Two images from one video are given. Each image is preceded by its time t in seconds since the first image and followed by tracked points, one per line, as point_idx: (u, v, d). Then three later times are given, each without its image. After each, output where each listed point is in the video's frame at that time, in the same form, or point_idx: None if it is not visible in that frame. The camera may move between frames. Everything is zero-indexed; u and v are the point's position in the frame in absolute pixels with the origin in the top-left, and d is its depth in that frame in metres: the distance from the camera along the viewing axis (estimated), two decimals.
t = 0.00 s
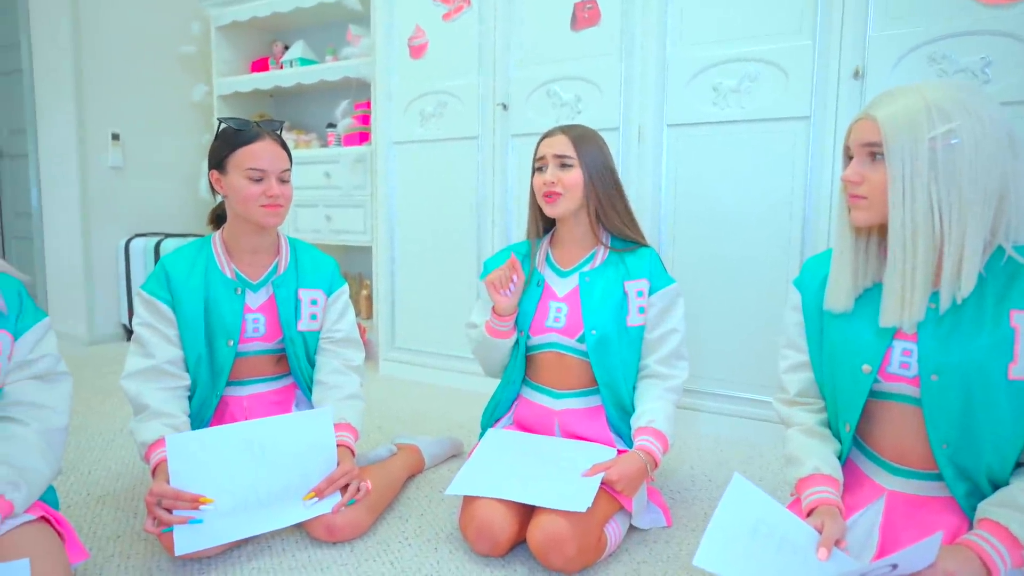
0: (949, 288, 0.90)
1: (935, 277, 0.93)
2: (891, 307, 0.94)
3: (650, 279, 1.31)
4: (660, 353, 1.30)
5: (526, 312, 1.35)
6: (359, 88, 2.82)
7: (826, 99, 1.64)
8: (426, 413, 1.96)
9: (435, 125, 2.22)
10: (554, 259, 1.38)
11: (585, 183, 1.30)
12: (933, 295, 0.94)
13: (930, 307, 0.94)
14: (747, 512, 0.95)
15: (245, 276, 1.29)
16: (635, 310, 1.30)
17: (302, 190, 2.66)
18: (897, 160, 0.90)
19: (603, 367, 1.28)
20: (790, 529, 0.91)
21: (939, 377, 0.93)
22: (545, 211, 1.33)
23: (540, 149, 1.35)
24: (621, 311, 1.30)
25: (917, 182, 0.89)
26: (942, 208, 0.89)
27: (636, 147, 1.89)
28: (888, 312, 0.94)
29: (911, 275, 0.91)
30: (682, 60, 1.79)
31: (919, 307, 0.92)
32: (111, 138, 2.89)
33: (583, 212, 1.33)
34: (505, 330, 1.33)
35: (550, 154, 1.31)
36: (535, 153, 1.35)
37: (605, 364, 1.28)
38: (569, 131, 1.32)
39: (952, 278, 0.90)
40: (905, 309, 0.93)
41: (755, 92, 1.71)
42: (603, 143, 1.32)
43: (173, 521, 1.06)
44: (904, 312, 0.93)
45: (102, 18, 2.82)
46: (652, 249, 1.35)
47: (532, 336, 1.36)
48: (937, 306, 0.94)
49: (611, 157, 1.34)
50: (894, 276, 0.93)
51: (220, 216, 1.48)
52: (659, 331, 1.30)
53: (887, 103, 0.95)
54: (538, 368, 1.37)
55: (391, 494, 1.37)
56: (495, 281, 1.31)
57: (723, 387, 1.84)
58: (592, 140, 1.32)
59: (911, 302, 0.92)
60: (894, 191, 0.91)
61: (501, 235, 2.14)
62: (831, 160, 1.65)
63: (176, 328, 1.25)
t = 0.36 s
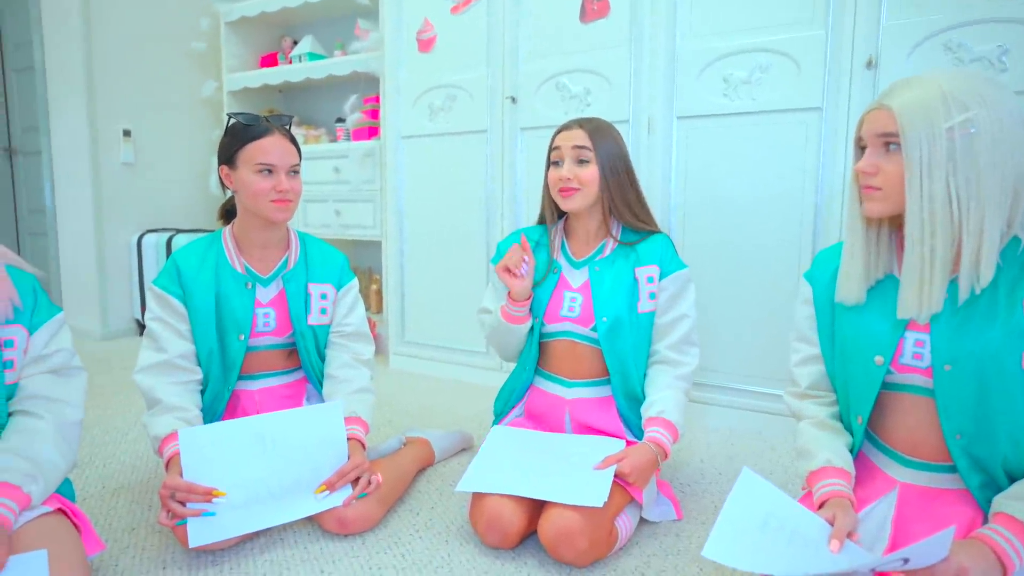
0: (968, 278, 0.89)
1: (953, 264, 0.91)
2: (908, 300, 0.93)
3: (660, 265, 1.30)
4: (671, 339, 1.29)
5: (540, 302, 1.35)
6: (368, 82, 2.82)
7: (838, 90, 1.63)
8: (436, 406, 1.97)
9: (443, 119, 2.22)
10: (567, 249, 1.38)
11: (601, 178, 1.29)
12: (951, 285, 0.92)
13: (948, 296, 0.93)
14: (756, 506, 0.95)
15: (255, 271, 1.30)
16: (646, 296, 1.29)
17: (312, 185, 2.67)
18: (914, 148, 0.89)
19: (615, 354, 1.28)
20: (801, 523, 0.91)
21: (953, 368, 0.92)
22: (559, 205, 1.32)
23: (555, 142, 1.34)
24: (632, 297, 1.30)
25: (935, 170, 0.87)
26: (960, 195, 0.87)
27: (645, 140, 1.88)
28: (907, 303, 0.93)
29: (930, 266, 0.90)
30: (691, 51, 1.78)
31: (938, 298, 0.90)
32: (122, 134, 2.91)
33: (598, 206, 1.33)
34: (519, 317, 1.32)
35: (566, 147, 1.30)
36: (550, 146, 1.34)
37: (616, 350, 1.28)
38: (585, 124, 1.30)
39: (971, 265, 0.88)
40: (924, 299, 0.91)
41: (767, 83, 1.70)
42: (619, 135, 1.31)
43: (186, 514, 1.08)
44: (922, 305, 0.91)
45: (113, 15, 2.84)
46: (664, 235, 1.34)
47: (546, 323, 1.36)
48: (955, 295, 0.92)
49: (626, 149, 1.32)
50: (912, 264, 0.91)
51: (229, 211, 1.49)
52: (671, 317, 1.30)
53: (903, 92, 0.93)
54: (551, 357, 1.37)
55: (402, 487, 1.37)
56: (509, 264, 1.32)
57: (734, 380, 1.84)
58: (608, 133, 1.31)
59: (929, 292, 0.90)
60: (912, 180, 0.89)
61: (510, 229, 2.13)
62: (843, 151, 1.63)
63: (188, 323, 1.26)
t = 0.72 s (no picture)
0: (994, 269, 0.87)
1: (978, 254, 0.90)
2: (933, 292, 0.91)
3: (668, 261, 1.30)
4: (679, 336, 1.29)
5: (546, 298, 1.34)
6: (374, 78, 2.82)
7: (847, 81, 1.61)
8: (444, 401, 1.97)
9: (449, 114, 2.22)
10: (574, 244, 1.38)
11: (609, 175, 1.29)
12: (975, 275, 0.90)
13: (973, 286, 0.92)
14: (762, 500, 0.95)
15: (263, 267, 1.31)
16: (653, 293, 1.29)
17: (319, 181, 2.67)
18: (943, 138, 0.87)
19: (622, 351, 1.28)
20: (810, 515, 0.90)
21: (963, 358, 0.91)
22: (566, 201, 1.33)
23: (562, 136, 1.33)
24: (639, 293, 1.29)
25: (965, 159, 0.86)
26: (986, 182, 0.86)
27: (652, 133, 1.87)
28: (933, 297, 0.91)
29: (957, 257, 0.88)
30: (698, 44, 1.77)
31: (966, 285, 0.88)
32: (131, 131, 2.92)
33: (605, 202, 1.33)
34: (524, 314, 1.32)
35: (575, 143, 1.29)
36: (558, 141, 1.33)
37: (623, 348, 1.27)
38: (594, 119, 1.29)
39: (997, 255, 0.87)
40: (951, 291, 0.89)
41: (775, 75, 1.68)
42: (627, 128, 1.30)
43: (196, 508, 1.08)
44: (948, 297, 0.89)
45: (121, 13, 2.85)
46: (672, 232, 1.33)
47: (552, 320, 1.35)
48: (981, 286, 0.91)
49: (633, 142, 1.31)
50: (939, 254, 0.89)
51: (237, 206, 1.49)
52: (679, 313, 1.29)
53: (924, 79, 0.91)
54: (558, 353, 1.37)
55: (411, 481, 1.38)
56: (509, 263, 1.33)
57: (743, 373, 1.83)
58: (617, 128, 1.30)
59: (957, 283, 0.89)
60: (940, 171, 0.87)
61: (517, 223, 2.13)
62: (853, 142, 1.61)
63: (196, 319, 1.27)
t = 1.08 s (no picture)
0: (1014, 264, 0.87)
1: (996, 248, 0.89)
2: (955, 285, 0.90)
3: (674, 257, 1.30)
4: (680, 326, 1.28)
5: (556, 297, 1.33)
6: (380, 76, 2.83)
7: (855, 76, 1.60)
8: (450, 399, 1.98)
9: (455, 112, 2.22)
10: (582, 243, 1.35)
11: (622, 172, 1.28)
12: (997, 268, 0.90)
13: (994, 279, 0.91)
14: (770, 494, 0.95)
15: (270, 265, 1.31)
16: (660, 288, 1.29)
17: (326, 180, 2.68)
18: (962, 130, 0.86)
19: (633, 344, 1.28)
20: (819, 511, 0.90)
21: (977, 354, 0.91)
22: (578, 200, 1.31)
23: (568, 133, 1.31)
24: (648, 288, 1.29)
25: (985, 149, 0.85)
26: (1004, 170, 0.85)
27: (658, 130, 1.86)
28: (952, 290, 0.90)
29: (977, 250, 0.87)
30: (704, 39, 1.76)
31: (987, 280, 0.87)
32: (139, 131, 2.94)
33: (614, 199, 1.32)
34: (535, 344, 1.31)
35: (589, 141, 1.28)
36: (564, 138, 1.31)
37: (635, 341, 1.27)
38: (602, 116, 1.29)
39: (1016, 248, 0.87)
40: (972, 285, 0.88)
41: (781, 70, 1.67)
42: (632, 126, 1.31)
43: (205, 505, 1.09)
44: (970, 291, 0.88)
45: (129, 14, 2.87)
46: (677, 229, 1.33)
47: (564, 319, 1.34)
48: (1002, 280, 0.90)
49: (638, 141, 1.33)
50: (959, 248, 0.88)
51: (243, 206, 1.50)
52: (682, 307, 1.29)
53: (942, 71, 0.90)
54: (570, 350, 1.36)
55: (418, 478, 1.38)
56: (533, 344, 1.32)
57: (750, 370, 1.82)
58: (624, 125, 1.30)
59: (978, 278, 0.87)
60: (959, 164, 0.86)
61: (523, 220, 2.13)
62: (860, 137, 1.60)
63: (204, 317, 1.28)
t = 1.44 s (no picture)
0: (1001, 267, 0.87)
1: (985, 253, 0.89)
2: (940, 284, 0.90)
3: (680, 258, 1.31)
4: (688, 326, 1.29)
5: (573, 303, 1.31)
6: (385, 81, 2.84)
7: (860, 76, 1.59)
8: (456, 402, 1.97)
9: (460, 116, 2.23)
10: (590, 246, 1.34)
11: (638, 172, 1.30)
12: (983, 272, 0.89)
13: (981, 283, 0.91)
14: (776, 496, 0.94)
15: (275, 270, 1.32)
16: (668, 288, 1.29)
17: (332, 184, 2.69)
18: (948, 133, 0.86)
19: (648, 343, 1.28)
20: (827, 513, 0.89)
21: (985, 355, 0.90)
22: (595, 200, 1.28)
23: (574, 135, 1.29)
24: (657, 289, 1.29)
25: (970, 154, 0.85)
26: (992, 174, 0.85)
27: (663, 131, 1.86)
28: (935, 290, 0.91)
29: (961, 251, 0.87)
30: (708, 41, 1.76)
31: (971, 280, 0.87)
32: (146, 137, 2.96)
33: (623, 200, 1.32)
34: (562, 391, 1.19)
35: (607, 140, 1.27)
36: (575, 140, 1.28)
37: (651, 341, 1.28)
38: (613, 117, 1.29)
39: (1004, 253, 0.86)
40: (955, 286, 0.89)
41: (786, 71, 1.67)
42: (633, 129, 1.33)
43: (211, 510, 1.09)
44: (953, 291, 0.89)
45: (137, 22, 2.90)
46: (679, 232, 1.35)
47: (580, 326, 1.32)
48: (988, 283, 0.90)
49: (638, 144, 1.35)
50: (943, 249, 0.89)
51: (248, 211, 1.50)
52: (689, 306, 1.30)
53: (936, 74, 0.90)
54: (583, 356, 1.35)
55: (423, 482, 1.38)
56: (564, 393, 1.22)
57: (757, 372, 1.81)
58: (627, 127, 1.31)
59: (962, 278, 0.88)
60: (943, 167, 0.87)
61: (528, 223, 2.13)
62: (866, 138, 1.60)
63: (210, 322, 1.28)
